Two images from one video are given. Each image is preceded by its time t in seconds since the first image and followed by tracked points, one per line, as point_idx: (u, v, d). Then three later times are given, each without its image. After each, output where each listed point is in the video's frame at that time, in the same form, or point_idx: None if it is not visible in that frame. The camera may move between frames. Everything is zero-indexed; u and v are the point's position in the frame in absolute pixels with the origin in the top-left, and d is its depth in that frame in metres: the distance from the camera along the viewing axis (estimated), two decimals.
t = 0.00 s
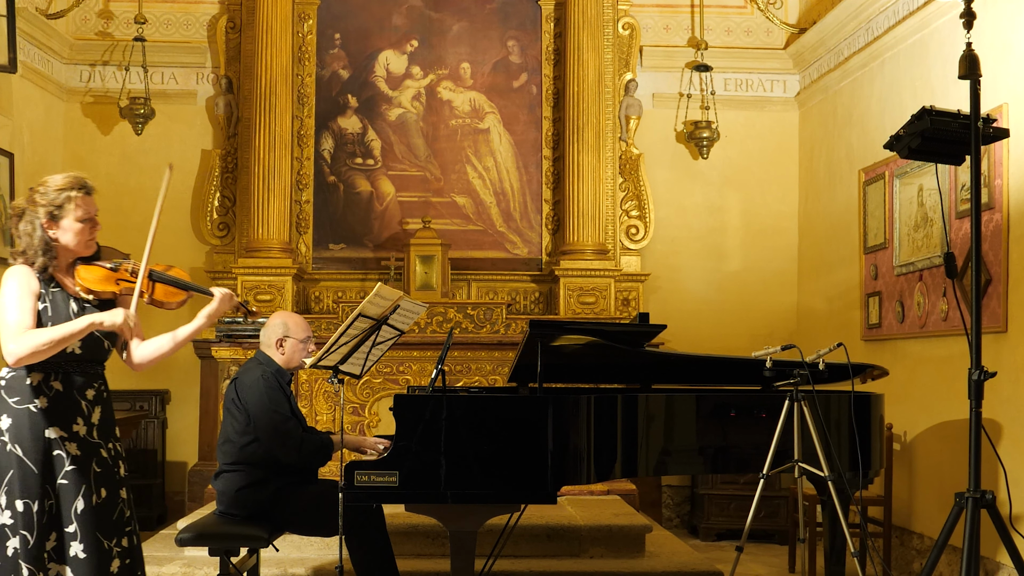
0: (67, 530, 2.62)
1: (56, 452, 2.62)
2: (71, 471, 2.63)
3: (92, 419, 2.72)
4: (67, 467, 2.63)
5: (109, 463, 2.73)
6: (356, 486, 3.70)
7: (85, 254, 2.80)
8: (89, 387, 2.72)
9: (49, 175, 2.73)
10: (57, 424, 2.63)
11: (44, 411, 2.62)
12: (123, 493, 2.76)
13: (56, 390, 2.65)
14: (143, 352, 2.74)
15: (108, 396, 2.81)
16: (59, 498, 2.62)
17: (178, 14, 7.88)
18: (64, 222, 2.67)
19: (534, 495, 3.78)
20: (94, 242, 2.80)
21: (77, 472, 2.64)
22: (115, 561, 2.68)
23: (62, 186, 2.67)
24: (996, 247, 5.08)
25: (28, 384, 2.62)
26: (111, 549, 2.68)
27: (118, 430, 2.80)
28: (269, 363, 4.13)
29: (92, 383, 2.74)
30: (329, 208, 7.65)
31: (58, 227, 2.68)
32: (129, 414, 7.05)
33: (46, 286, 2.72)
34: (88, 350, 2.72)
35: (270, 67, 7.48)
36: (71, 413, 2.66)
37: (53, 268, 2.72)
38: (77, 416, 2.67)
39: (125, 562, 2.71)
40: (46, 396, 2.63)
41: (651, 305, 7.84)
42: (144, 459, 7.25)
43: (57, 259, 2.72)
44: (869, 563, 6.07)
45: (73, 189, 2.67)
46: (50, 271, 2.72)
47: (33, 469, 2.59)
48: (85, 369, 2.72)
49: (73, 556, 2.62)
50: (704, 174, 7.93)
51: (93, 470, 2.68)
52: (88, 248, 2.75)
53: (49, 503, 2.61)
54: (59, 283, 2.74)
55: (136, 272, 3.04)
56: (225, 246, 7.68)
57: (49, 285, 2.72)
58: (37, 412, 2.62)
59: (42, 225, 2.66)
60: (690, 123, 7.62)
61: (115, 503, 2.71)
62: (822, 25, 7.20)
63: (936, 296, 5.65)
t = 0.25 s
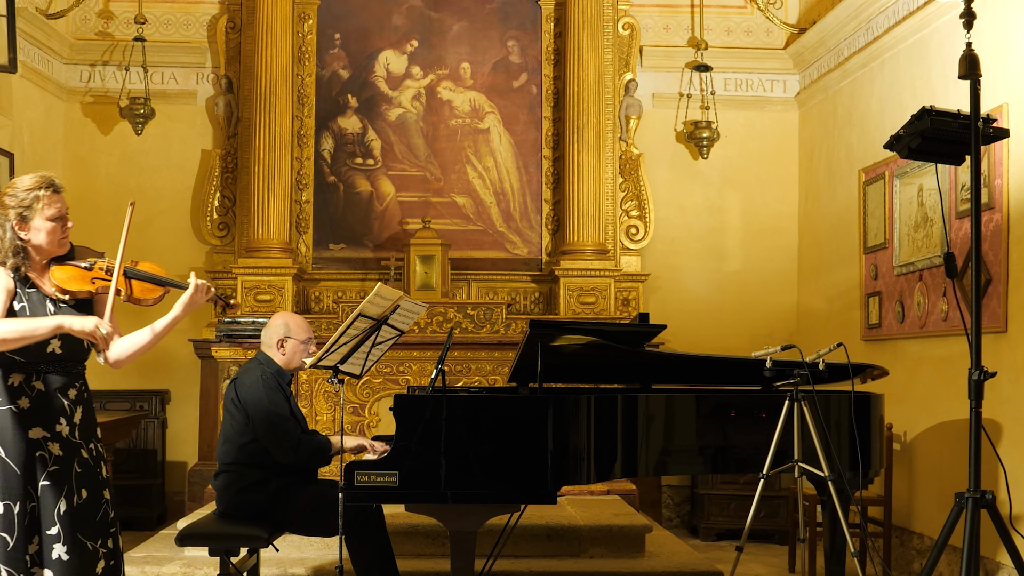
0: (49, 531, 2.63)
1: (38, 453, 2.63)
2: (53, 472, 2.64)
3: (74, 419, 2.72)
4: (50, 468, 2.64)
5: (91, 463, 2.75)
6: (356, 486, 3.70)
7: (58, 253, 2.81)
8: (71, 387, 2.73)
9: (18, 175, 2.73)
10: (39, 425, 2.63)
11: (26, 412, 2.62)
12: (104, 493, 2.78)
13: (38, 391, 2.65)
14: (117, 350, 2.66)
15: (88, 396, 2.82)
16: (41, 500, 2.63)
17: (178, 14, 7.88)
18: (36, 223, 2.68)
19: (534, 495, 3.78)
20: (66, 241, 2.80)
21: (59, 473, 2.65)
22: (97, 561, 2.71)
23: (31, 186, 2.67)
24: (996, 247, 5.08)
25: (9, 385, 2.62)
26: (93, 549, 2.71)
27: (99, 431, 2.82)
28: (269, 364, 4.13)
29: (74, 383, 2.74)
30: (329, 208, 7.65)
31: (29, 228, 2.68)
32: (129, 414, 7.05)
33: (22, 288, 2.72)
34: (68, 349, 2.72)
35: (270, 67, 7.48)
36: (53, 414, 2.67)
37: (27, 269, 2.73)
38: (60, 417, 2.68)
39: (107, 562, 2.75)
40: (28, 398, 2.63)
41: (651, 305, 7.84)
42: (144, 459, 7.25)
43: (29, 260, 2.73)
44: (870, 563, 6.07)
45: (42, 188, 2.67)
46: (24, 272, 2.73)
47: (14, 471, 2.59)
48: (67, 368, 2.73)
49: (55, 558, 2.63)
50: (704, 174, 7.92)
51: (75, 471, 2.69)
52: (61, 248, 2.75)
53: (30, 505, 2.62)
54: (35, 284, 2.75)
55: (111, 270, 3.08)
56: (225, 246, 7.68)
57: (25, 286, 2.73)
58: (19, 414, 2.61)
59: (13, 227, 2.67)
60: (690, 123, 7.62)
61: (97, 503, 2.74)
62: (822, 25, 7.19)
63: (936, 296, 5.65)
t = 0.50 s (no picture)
0: (38, 533, 2.61)
1: (27, 454, 2.63)
2: (41, 473, 2.64)
3: (63, 420, 2.73)
4: (38, 469, 2.63)
5: (81, 464, 2.75)
6: (356, 486, 3.70)
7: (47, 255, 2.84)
8: (60, 388, 2.74)
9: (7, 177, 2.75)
10: (27, 426, 2.64)
11: (14, 413, 2.63)
12: (95, 494, 2.78)
13: (26, 391, 2.66)
14: (105, 350, 2.82)
15: (78, 397, 2.84)
16: (29, 501, 2.62)
17: (178, 14, 7.88)
18: (24, 224, 2.70)
19: (534, 495, 3.78)
20: (55, 243, 2.83)
21: (47, 474, 2.65)
22: (87, 563, 2.70)
23: (20, 187, 2.69)
24: (996, 247, 5.08)
25: None
26: (83, 551, 2.70)
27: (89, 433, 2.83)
28: (270, 364, 4.15)
29: (63, 384, 2.75)
30: (329, 208, 7.65)
31: (17, 230, 2.70)
32: (129, 415, 7.05)
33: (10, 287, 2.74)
34: (56, 349, 2.74)
35: (270, 66, 7.48)
36: (43, 414, 2.67)
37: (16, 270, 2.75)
38: (49, 417, 2.69)
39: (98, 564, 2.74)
40: (15, 398, 2.64)
41: (651, 305, 7.84)
42: (144, 459, 7.25)
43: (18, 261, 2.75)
44: (870, 563, 6.08)
45: (30, 189, 2.69)
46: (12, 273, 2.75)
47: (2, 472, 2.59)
48: (55, 369, 2.74)
49: (44, 560, 2.61)
50: (704, 174, 7.92)
51: (63, 472, 2.69)
52: (48, 250, 2.78)
53: (18, 507, 2.62)
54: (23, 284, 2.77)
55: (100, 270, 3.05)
56: (225, 246, 7.68)
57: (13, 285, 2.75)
58: (7, 415, 2.63)
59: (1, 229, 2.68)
60: (690, 123, 7.62)
61: (87, 505, 2.74)
62: (822, 25, 7.19)
63: (936, 296, 5.65)
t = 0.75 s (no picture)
0: (33, 534, 2.61)
1: (24, 455, 2.63)
2: (38, 474, 2.64)
3: (61, 421, 2.74)
4: (34, 470, 2.63)
5: (78, 466, 2.76)
6: (357, 486, 3.70)
7: (53, 256, 2.83)
8: (59, 389, 2.75)
9: (18, 177, 2.75)
10: (26, 427, 2.63)
11: (13, 413, 2.62)
12: (90, 497, 2.80)
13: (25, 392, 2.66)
14: (108, 353, 2.73)
15: (76, 399, 2.84)
16: (25, 502, 2.62)
17: (178, 14, 7.88)
18: (32, 225, 2.69)
19: (534, 495, 3.78)
20: (63, 245, 2.82)
21: (44, 475, 2.65)
22: (80, 565, 2.71)
23: (30, 187, 2.69)
24: (996, 247, 5.08)
25: None
26: (76, 553, 2.71)
27: (85, 435, 2.84)
28: (274, 365, 4.15)
29: (62, 386, 2.76)
30: (329, 208, 7.65)
31: (26, 229, 2.70)
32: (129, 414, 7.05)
33: (15, 286, 2.75)
34: (58, 351, 2.73)
35: (270, 67, 7.48)
36: (41, 415, 2.68)
37: (22, 269, 2.76)
38: (47, 418, 2.69)
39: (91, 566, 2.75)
40: (15, 398, 2.63)
41: (651, 305, 7.84)
42: (144, 459, 7.25)
43: (24, 261, 2.75)
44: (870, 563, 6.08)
45: (41, 190, 2.69)
46: (18, 272, 2.75)
47: None
48: (55, 370, 2.74)
49: (37, 561, 2.61)
50: (704, 174, 7.92)
51: (59, 473, 2.70)
52: (55, 251, 2.76)
53: (14, 508, 2.62)
54: (28, 283, 2.77)
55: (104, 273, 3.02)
56: (225, 246, 7.68)
57: (17, 284, 2.75)
58: (6, 415, 2.61)
59: (9, 228, 2.68)
60: (690, 123, 7.62)
61: (82, 507, 2.76)
62: (822, 25, 7.19)
63: (936, 296, 5.65)
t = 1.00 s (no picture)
0: (37, 533, 2.61)
1: (31, 453, 2.62)
2: (44, 473, 2.64)
3: (68, 421, 2.73)
4: (41, 469, 2.63)
5: (84, 466, 2.75)
6: (357, 486, 3.70)
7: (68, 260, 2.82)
8: (67, 389, 2.74)
9: (37, 179, 2.75)
10: (33, 426, 2.63)
11: (20, 412, 2.62)
12: (96, 497, 2.78)
13: (33, 391, 2.65)
14: (113, 358, 2.67)
15: (84, 398, 2.83)
16: (30, 501, 2.62)
17: (178, 14, 7.88)
18: (50, 227, 2.68)
19: (534, 495, 3.78)
20: (79, 249, 2.81)
21: (50, 475, 2.65)
22: (83, 565, 2.70)
23: (49, 190, 2.68)
24: (996, 247, 5.08)
25: (6, 384, 2.62)
26: (80, 553, 2.70)
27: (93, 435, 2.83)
28: (275, 365, 4.14)
29: (70, 385, 2.75)
30: (329, 208, 7.65)
31: (44, 232, 2.69)
32: (129, 415, 7.05)
33: (29, 288, 2.72)
34: (69, 352, 2.71)
35: (270, 67, 7.49)
36: (48, 414, 2.67)
37: (38, 271, 2.74)
38: (54, 418, 2.68)
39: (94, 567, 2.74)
40: (23, 397, 2.63)
41: (651, 305, 7.84)
42: (144, 459, 7.25)
43: (40, 262, 2.74)
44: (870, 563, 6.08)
45: (60, 194, 2.69)
46: (33, 274, 2.73)
47: (4, 470, 2.59)
48: (64, 370, 2.73)
49: (41, 560, 2.61)
50: (704, 174, 7.92)
51: (65, 473, 2.69)
52: (71, 254, 2.76)
53: (18, 506, 2.61)
54: (42, 285, 2.75)
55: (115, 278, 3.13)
56: (226, 246, 7.68)
57: (32, 286, 2.73)
58: (13, 414, 2.61)
59: (27, 228, 2.68)
60: (690, 123, 7.62)
61: (86, 507, 2.74)
62: (822, 25, 7.19)
63: (936, 296, 5.65)
